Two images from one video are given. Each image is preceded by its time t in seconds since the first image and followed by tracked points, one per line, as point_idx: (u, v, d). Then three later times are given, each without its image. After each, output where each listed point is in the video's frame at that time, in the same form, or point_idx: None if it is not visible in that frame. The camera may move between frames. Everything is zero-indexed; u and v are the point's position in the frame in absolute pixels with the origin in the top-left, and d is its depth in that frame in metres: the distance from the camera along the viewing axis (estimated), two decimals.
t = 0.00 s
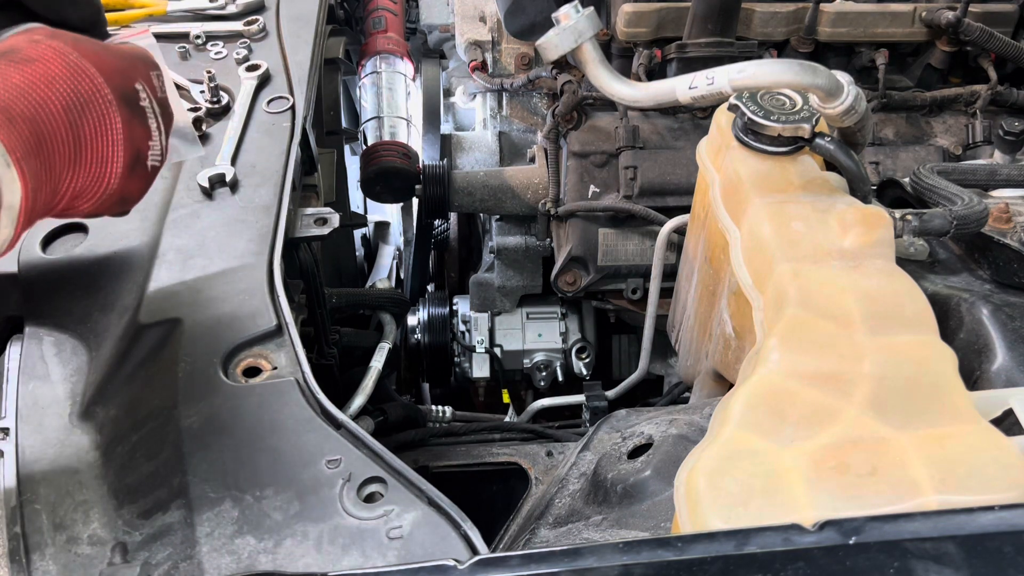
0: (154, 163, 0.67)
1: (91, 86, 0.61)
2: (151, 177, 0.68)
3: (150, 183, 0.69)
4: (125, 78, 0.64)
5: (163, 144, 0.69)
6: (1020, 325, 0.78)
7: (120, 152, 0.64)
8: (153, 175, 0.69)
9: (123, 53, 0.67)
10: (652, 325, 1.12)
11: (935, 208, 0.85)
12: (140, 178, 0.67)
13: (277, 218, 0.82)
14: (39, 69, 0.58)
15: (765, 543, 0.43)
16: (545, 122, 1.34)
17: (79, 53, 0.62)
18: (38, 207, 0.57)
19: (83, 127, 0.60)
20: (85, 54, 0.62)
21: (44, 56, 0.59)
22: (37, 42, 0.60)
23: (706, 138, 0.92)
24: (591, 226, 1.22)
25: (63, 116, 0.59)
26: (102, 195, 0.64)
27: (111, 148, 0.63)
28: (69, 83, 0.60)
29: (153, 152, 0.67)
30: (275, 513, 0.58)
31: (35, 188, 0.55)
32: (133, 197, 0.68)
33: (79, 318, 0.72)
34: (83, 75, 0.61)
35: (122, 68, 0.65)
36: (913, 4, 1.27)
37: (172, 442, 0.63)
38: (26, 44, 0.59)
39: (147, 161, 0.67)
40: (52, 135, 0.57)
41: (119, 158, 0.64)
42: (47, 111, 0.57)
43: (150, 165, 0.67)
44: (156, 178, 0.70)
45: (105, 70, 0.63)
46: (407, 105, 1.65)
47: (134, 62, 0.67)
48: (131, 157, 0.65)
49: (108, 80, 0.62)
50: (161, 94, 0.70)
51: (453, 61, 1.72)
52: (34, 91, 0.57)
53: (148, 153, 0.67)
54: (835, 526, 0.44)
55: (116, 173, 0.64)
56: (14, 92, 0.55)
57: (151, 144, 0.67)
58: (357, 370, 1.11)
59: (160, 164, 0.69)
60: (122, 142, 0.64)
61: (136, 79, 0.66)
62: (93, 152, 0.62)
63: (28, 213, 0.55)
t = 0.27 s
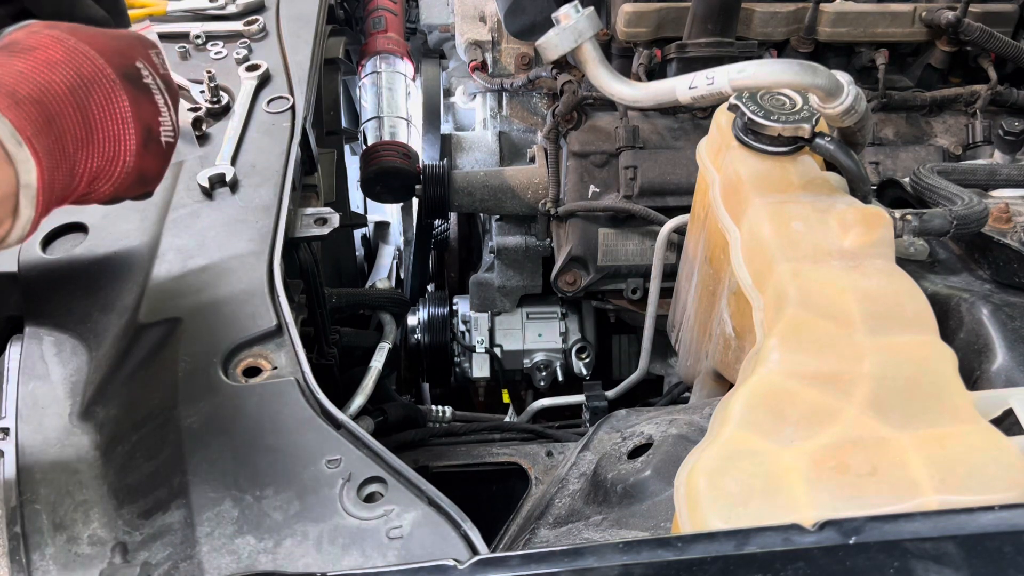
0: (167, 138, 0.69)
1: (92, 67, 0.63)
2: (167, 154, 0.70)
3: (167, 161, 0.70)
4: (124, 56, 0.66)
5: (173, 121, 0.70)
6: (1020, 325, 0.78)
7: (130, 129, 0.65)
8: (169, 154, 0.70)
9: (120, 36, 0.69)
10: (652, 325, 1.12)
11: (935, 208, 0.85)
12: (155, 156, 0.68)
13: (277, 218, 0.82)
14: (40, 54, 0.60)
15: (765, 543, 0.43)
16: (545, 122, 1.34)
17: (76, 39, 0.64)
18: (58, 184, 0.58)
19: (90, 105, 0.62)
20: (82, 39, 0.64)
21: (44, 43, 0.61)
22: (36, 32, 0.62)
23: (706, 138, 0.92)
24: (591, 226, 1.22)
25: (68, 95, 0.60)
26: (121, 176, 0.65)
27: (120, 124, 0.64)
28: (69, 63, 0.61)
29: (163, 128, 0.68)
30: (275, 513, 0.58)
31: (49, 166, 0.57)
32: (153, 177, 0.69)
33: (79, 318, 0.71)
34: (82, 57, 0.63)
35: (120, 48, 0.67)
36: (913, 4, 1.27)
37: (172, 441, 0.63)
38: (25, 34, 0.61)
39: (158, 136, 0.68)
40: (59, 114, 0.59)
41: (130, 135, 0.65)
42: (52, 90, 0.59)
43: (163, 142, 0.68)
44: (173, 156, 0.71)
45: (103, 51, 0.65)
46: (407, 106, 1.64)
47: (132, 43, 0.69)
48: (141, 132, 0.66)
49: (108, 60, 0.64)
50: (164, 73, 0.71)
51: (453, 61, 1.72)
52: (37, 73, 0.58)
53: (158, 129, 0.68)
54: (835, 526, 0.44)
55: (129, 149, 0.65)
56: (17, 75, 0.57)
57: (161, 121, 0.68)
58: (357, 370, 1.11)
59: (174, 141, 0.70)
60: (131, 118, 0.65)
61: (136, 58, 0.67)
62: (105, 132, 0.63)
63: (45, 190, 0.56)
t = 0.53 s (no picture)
0: (175, 176, 0.72)
1: (124, 104, 0.67)
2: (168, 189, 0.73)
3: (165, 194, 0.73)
4: (154, 96, 0.70)
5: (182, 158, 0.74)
6: (1020, 325, 0.78)
7: (146, 166, 0.68)
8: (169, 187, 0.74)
9: (151, 70, 0.73)
10: (652, 325, 1.12)
11: (935, 208, 0.85)
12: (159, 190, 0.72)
13: (277, 218, 0.82)
14: (82, 88, 0.63)
15: (765, 543, 0.43)
16: (545, 122, 1.34)
17: (114, 69, 0.67)
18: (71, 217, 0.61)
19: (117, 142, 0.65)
20: (120, 72, 0.68)
21: (85, 74, 0.65)
22: (79, 58, 0.65)
23: (706, 138, 0.92)
24: (591, 226, 1.22)
25: (101, 132, 0.64)
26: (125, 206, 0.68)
27: (139, 162, 0.68)
28: (106, 99, 0.65)
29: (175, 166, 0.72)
30: (275, 513, 0.58)
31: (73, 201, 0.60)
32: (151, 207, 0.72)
33: (80, 318, 0.70)
34: (117, 93, 0.66)
35: (151, 86, 0.71)
36: (913, 4, 1.27)
37: (172, 442, 0.64)
38: (68, 58, 0.64)
39: (170, 174, 0.72)
40: (90, 150, 0.62)
41: (145, 171, 0.68)
42: (88, 127, 0.62)
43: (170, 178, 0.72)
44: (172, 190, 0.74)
45: (136, 89, 0.68)
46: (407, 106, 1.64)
47: (161, 80, 0.73)
48: (156, 169, 0.70)
49: (139, 99, 0.68)
50: (185, 111, 0.76)
51: (453, 61, 1.72)
52: (77, 108, 0.62)
53: (171, 167, 0.72)
54: (835, 526, 0.44)
55: (141, 185, 0.69)
56: (60, 110, 0.60)
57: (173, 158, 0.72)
58: (357, 370, 1.11)
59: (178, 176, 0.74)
60: (149, 156, 0.69)
61: (164, 98, 0.72)
62: (124, 167, 0.66)
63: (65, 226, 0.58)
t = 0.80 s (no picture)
0: (169, 194, 0.73)
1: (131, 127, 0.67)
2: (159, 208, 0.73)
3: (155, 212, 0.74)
4: (158, 119, 0.71)
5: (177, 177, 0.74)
6: (1020, 325, 0.78)
7: (145, 188, 0.69)
8: (161, 205, 0.74)
9: (157, 91, 0.73)
10: (652, 325, 1.12)
11: (935, 208, 0.85)
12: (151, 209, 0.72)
13: (277, 218, 0.82)
14: (94, 110, 0.64)
15: (765, 543, 0.43)
16: (545, 122, 1.34)
17: (123, 90, 0.68)
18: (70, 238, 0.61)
19: (122, 165, 0.66)
20: (129, 94, 0.68)
21: (96, 95, 0.65)
22: (90, 80, 0.65)
23: (706, 138, 0.92)
24: (591, 226, 1.22)
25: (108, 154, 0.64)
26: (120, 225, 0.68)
27: (139, 183, 0.68)
28: (115, 122, 0.65)
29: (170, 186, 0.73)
30: (275, 513, 0.58)
31: (78, 224, 0.59)
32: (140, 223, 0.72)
33: (79, 318, 0.70)
34: (125, 114, 0.67)
35: (156, 109, 0.71)
36: (913, 4, 1.27)
37: (172, 442, 0.63)
38: (79, 80, 0.65)
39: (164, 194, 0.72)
40: (98, 173, 0.62)
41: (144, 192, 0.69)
42: (97, 150, 0.63)
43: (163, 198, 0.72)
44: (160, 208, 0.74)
45: (143, 112, 0.69)
46: (407, 105, 1.63)
47: (164, 100, 0.73)
48: (154, 190, 0.70)
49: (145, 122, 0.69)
50: (184, 131, 0.77)
51: (453, 61, 1.72)
52: (88, 132, 0.62)
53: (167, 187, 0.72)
54: (835, 526, 0.44)
55: (138, 205, 0.69)
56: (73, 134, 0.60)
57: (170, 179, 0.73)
58: (357, 370, 1.11)
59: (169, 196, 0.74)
60: (149, 177, 0.69)
61: (167, 121, 0.72)
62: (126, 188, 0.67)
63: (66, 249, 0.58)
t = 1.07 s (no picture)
0: (164, 180, 0.73)
1: (115, 112, 0.66)
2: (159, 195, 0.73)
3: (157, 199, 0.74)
4: (141, 102, 0.70)
5: (171, 163, 0.74)
6: (1020, 325, 0.78)
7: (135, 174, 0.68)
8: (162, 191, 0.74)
9: (137, 76, 0.72)
10: (652, 325, 1.12)
11: (935, 208, 0.85)
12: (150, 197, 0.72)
13: (277, 218, 0.82)
14: (71, 96, 0.62)
15: (765, 543, 0.43)
16: (545, 122, 1.34)
17: (100, 76, 0.66)
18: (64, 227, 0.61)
19: (107, 151, 0.65)
20: (107, 79, 0.67)
21: (74, 80, 0.63)
22: (64, 66, 0.64)
23: (706, 138, 0.92)
24: (591, 226, 1.22)
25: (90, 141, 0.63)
26: (117, 214, 0.69)
27: (128, 169, 0.68)
28: (94, 108, 0.64)
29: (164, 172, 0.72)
30: (275, 513, 0.58)
31: (64, 212, 0.59)
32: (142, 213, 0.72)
33: (79, 318, 0.71)
34: (104, 100, 0.65)
35: (138, 92, 0.70)
36: (913, 4, 1.28)
37: (172, 442, 0.63)
38: (51, 68, 0.63)
39: (158, 180, 0.72)
40: (80, 159, 0.61)
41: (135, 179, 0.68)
42: (78, 136, 0.62)
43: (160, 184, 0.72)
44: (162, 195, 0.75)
45: (125, 96, 0.68)
46: (407, 105, 1.64)
47: (147, 85, 0.72)
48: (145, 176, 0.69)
49: (128, 106, 0.67)
50: (171, 114, 0.75)
51: (453, 61, 1.72)
52: (67, 117, 0.61)
53: (160, 172, 0.72)
54: (835, 526, 0.44)
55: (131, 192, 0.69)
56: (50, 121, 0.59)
57: (163, 164, 0.72)
58: (357, 370, 1.11)
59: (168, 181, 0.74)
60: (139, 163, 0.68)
61: (151, 104, 0.71)
62: (115, 175, 0.66)
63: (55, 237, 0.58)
